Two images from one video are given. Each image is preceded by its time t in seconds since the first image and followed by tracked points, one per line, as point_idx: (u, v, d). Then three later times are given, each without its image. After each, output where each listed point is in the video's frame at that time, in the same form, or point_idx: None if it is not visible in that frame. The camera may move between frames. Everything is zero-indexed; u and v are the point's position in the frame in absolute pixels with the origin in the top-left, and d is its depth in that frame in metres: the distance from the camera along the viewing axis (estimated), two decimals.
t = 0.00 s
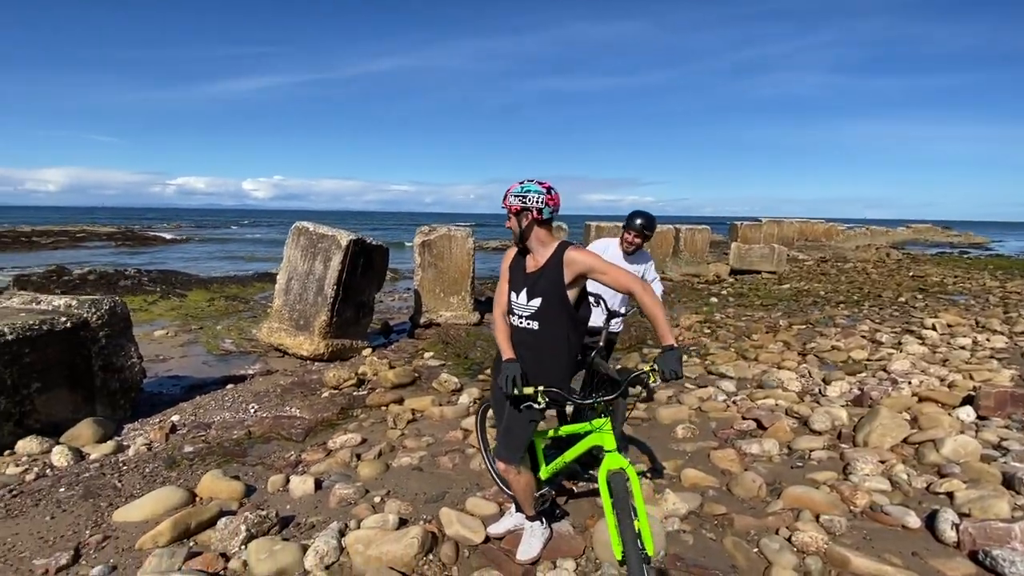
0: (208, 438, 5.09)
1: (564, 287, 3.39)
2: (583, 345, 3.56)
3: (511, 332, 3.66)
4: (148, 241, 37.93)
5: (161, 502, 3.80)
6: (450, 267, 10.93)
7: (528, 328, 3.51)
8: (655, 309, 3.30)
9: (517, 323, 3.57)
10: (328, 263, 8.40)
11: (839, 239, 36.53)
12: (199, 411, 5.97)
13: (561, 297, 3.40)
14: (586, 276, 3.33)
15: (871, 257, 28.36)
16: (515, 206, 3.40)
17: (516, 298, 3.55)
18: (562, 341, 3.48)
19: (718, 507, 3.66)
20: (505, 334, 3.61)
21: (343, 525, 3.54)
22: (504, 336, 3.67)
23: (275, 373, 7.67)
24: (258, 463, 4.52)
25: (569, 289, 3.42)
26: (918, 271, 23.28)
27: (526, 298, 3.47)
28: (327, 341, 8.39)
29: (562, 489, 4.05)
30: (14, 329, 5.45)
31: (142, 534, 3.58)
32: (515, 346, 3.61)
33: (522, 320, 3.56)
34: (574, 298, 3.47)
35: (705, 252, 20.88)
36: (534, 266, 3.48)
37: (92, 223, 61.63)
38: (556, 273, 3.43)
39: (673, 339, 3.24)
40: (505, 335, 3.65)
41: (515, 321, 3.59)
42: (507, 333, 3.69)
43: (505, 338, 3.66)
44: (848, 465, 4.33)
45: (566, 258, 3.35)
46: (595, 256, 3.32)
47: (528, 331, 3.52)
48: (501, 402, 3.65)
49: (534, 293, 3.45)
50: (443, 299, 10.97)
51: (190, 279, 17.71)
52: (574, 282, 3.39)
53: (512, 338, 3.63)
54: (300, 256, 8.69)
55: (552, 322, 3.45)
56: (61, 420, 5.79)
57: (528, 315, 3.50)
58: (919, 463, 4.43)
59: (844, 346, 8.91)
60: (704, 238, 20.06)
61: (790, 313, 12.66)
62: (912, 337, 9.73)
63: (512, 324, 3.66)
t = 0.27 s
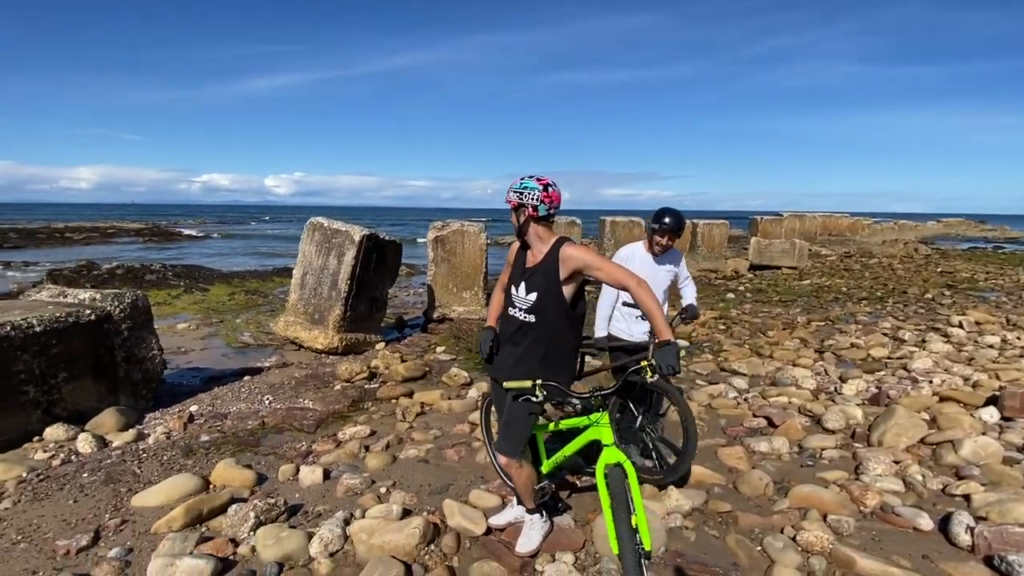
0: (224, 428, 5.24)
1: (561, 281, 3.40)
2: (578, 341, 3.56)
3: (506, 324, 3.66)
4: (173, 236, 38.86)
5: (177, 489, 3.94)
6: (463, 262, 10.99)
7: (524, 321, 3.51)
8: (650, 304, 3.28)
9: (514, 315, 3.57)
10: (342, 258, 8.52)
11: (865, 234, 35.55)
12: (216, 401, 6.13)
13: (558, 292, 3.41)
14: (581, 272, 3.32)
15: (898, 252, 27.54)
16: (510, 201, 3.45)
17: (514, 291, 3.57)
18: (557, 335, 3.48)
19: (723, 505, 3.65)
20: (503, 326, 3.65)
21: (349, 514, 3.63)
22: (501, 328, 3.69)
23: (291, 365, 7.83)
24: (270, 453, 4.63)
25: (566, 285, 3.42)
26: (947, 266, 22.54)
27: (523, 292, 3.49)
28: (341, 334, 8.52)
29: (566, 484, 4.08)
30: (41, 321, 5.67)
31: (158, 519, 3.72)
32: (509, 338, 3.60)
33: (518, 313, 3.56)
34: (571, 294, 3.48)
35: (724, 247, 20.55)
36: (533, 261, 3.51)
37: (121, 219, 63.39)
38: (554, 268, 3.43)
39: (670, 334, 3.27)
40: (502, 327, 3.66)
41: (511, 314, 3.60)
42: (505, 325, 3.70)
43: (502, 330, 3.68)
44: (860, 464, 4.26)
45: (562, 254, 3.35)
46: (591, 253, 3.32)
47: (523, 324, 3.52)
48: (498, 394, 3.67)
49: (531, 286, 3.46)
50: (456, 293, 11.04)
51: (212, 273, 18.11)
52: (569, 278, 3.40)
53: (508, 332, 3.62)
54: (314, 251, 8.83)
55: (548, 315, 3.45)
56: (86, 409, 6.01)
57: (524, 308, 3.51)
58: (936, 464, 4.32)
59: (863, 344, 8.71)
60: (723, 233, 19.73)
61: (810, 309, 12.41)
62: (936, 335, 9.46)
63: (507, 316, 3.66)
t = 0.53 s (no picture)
0: (241, 421, 5.37)
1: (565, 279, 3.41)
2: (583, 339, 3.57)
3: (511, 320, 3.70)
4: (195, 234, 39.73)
5: (194, 479, 4.05)
6: (476, 260, 11.05)
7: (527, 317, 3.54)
8: (654, 302, 3.27)
9: (519, 312, 3.61)
10: (356, 256, 8.64)
11: (889, 231, 34.67)
12: (234, 395, 6.28)
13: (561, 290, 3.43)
14: (584, 271, 3.31)
15: (923, 250, 26.79)
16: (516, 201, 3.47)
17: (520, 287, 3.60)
18: (560, 333, 3.49)
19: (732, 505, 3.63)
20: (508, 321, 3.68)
21: (359, 507, 3.70)
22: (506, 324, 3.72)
23: (306, 361, 7.97)
24: (284, 446, 4.73)
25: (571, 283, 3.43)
26: (975, 265, 21.87)
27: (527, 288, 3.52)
28: (356, 330, 8.63)
29: (574, 481, 4.09)
30: (67, 316, 5.87)
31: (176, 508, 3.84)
32: (514, 334, 3.63)
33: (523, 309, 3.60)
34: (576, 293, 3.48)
35: (742, 245, 20.24)
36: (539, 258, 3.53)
37: (146, 217, 65.05)
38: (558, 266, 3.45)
39: (673, 332, 3.26)
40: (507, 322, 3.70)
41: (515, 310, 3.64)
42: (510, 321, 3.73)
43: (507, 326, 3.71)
44: (875, 466, 4.17)
45: (566, 252, 3.36)
46: (594, 251, 3.31)
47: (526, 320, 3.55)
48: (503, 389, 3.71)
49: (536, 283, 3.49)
50: (469, 291, 11.10)
51: (232, 270, 18.48)
52: (573, 277, 3.40)
53: (513, 329, 3.64)
54: (330, 249, 8.96)
55: (552, 312, 3.47)
56: (110, 401, 6.21)
57: (528, 305, 3.54)
58: (956, 467, 4.22)
59: (884, 344, 8.52)
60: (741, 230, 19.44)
61: (829, 308, 12.17)
62: (961, 335, 9.20)
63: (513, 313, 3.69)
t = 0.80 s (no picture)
0: (257, 416, 5.50)
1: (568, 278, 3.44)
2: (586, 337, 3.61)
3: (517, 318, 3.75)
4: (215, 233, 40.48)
5: (212, 471, 4.18)
6: (489, 259, 11.11)
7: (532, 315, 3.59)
8: (658, 302, 3.29)
9: (524, 310, 3.67)
10: (371, 254, 8.76)
11: (912, 231, 33.87)
12: (251, 391, 6.43)
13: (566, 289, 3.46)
14: (588, 270, 3.34)
15: (948, 251, 26.11)
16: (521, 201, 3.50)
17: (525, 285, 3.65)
18: (563, 331, 3.53)
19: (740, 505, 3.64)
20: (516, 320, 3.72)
21: (370, 500, 3.78)
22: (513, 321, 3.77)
23: (321, 358, 8.11)
24: (299, 440, 4.84)
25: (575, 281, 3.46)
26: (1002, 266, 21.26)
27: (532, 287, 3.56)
28: (370, 328, 8.75)
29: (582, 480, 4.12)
30: (92, 312, 6.07)
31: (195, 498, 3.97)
32: (520, 332, 3.69)
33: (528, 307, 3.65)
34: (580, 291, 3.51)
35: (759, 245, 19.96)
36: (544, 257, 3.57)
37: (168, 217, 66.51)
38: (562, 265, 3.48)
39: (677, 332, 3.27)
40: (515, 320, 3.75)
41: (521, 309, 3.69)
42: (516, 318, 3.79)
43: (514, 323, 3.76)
44: (888, 469, 4.13)
45: (570, 251, 3.39)
46: (598, 251, 3.34)
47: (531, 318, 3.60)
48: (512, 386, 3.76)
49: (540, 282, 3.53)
50: (482, 290, 11.16)
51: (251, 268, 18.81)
52: (577, 276, 3.43)
53: (519, 327, 3.69)
54: (345, 248, 9.10)
55: (555, 311, 3.51)
56: (132, 395, 6.41)
57: (534, 303, 3.58)
58: (972, 471, 4.15)
59: (903, 346, 8.36)
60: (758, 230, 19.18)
61: (848, 309, 11.96)
62: (984, 338, 8.99)
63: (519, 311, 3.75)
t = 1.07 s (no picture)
0: (274, 411, 5.66)
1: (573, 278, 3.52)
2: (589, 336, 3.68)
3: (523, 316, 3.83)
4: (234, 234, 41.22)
5: (229, 463, 4.33)
6: (501, 260, 11.20)
7: (537, 314, 3.67)
8: (660, 302, 3.34)
9: (529, 309, 3.75)
10: (384, 255, 8.91)
11: (935, 234, 33.11)
12: (267, 387, 6.60)
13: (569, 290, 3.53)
14: (592, 270, 3.40)
15: (971, 254, 25.50)
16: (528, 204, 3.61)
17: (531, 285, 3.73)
18: (567, 330, 3.61)
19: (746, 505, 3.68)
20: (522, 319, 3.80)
21: (381, 493, 3.89)
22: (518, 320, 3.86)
23: (336, 356, 8.27)
24: (314, 435, 4.98)
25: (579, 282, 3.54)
26: None
27: (537, 287, 3.64)
28: (383, 327, 8.90)
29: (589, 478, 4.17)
30: (117, 308, 6.30)
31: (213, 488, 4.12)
32: (525, 331, 3.76)
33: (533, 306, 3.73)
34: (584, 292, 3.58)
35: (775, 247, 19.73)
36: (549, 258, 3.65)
37: (189, 218, 67.92)
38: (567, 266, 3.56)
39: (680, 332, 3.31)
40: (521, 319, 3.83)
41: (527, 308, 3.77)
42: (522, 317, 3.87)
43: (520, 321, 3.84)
44: (897, 472, 4.11)
45: (575, 252, 3.46)
46: (602, 252, 3.41)
47: (535, 317, 3.67)
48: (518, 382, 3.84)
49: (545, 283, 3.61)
50: (494, 291, 11.25)
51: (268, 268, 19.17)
52: (581, 276, 3.50)
53: (524, 325, 3.77)
54: (360, 248, 9.26)
55: (559, 311, 3.59)
56: (154, 390, 6.63)
57: (538, 303, 3.66)
58: (983, 476, 4.12)
59: (920, 350, 8.23)
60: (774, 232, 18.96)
61: (865, 313, 11.79)
62: (1005, 343, 8.81)
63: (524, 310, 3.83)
